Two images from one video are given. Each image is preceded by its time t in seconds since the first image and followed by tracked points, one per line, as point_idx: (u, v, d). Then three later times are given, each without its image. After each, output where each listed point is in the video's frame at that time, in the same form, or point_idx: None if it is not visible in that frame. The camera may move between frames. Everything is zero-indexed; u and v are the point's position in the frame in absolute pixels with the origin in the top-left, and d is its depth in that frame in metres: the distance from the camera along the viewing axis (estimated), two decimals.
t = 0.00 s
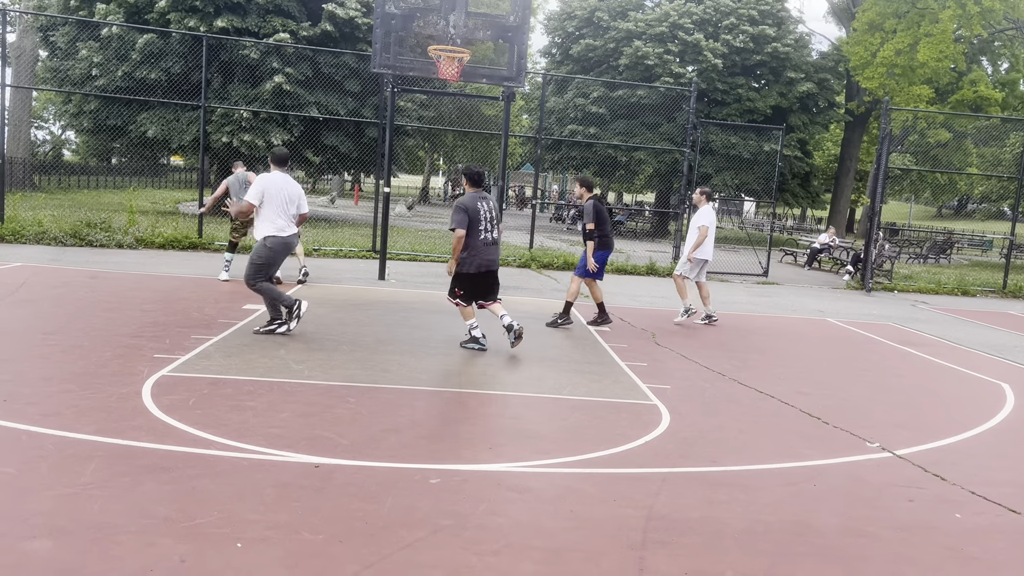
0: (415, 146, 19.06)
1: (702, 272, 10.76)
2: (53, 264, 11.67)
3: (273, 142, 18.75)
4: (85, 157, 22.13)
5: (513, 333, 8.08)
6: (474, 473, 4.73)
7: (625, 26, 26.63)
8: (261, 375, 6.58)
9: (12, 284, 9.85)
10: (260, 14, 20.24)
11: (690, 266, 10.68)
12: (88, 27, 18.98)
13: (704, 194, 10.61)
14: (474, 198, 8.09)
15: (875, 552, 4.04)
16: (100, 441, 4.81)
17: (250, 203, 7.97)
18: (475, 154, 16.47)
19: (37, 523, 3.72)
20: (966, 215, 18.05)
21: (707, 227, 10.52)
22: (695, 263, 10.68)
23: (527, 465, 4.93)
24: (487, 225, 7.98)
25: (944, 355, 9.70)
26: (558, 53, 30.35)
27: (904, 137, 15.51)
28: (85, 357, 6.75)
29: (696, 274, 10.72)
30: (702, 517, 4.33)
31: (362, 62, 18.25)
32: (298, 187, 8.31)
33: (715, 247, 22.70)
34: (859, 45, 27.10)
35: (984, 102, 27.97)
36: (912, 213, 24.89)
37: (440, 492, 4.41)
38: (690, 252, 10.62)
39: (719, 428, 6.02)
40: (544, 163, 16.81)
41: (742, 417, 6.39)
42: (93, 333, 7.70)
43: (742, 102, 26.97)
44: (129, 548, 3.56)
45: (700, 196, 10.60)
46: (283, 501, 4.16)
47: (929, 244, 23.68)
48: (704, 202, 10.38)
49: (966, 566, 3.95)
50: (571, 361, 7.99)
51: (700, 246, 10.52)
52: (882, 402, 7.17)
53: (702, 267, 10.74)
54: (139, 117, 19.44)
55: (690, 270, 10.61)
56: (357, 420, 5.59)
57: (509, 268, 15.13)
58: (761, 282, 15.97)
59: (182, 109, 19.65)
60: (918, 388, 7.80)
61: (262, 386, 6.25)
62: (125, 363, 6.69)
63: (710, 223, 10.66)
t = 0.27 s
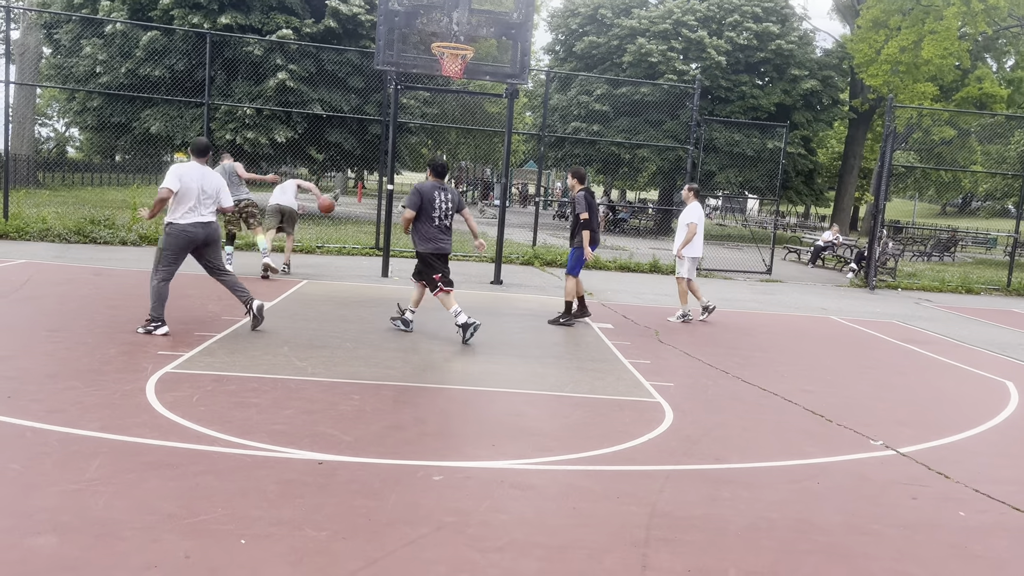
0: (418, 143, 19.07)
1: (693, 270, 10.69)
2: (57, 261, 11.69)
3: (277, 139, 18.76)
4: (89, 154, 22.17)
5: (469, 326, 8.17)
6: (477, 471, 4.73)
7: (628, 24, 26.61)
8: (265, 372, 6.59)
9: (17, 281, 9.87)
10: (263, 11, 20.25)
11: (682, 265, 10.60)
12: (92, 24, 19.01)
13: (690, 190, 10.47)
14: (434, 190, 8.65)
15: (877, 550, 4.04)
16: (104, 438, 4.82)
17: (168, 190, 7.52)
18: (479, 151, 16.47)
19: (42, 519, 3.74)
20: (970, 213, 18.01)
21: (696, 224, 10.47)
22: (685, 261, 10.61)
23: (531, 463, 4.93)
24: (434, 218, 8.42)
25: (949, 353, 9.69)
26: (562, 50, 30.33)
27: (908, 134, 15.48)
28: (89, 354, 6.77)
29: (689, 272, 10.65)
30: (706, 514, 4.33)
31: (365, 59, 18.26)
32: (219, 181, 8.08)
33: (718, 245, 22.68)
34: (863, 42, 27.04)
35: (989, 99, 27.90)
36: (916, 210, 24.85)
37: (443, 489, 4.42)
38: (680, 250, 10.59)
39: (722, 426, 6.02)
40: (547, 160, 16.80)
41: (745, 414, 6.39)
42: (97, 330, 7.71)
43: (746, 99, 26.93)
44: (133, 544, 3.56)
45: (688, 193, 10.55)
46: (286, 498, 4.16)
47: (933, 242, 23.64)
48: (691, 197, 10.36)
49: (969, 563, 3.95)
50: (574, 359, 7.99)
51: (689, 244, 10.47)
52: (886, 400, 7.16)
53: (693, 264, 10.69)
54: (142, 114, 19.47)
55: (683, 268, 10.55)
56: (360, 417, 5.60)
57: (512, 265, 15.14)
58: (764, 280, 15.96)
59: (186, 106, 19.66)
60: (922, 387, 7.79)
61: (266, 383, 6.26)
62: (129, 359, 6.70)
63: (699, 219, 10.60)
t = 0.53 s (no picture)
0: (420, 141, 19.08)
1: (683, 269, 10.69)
2: (58, 259, 11.71)
3: (278, 137, 18.75)
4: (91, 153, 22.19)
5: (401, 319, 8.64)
6: (479, 468, 4.74)
7: (630, 21, 26.59)
8: (266, 370, 6.59)
9: (18, 278, 9.86)
10: (265, 8, 20.24)
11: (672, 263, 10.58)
12: (93, 22, 19.02)
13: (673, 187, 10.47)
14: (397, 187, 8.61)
15: (879, 547, 4.04)
16: (106, 436, 4.82)
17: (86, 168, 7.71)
18: (480, 149, 16.47)
19: (45, 516, 3.74)
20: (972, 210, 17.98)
21: (683, 222, 10.53)
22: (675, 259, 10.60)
23: (533, 461, 4.93)
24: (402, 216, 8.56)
25: (950, 350, 9.68)
26: (563, 48, 30.32)
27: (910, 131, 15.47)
28: (90, 352, 6.78)
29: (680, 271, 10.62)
30: (707, 512, 4.33)
31: (366, 56, 18.24)
32: (153, 158, 7.91)
33: (720, 243, 22.68)
34: (865, 40, 27.00)
35: (991, 96, 27.86)
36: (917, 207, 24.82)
37: (445, 487, 4.42)
38: (669, 249, 10.59)
39: (723, 424, 6.02)
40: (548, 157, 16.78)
41: (747, 412, 6.39)
42: (99, 327, 7.72)
43: (748, 97, 26.90)
44: (136, 542, 3.57)
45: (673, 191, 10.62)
46: (288, 496, 4.17)
47: (935, 239, 23.63)
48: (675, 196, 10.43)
49: (970, 561, 3.95)
50: (575, 356, 7.99)
51: (678, 243, 10.50)
52: (887, 398, 7.16)
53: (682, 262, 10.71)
54: (144, 112, 19.49)
55: (674, 267, 10.54)
56: (361, 415, 5.60)
57: (513, 263, 15.14)
58: (766, 277, 15.95)
59: (187, 104, 19.68)
60: (923, 384, 7.78)
61: (267, 381, 6.27)
62: (130, 357, 6.70)
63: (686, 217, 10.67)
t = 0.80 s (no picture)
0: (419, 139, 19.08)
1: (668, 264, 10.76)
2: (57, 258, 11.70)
3: (277, 135, 18.72)
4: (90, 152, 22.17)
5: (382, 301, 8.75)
6: (478, 466, 4.74)
7: (628, 19, 26.58)
8: (265, 369, 6.59)
9: (16, 277, 9.85)
10: (263, 6, 20.22)
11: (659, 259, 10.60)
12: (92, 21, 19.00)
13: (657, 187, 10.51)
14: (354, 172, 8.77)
15: (878, 544, 4.05)
16: (105, 434, 4.82)
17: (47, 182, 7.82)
18: (479, 147, 16.47)
19: (44, 515, 3.74)
20: (972, 207, 17.98)
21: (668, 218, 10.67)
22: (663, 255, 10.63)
23: (532, 458, 4.93)
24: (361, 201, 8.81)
25: (950, 348, 9.68)
26: (562, 46, 30.31)
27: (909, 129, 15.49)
28: (89, 351, 6.77)
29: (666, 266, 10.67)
30: (706, 510, 4.34)
31: (365, 55, 18.21)
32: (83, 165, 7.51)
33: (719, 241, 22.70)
34: (864, 37, 26.99)
35: (990, 93, 27.88)
36: (917, 204, 24.81)
37: (445, 485, 4.42)
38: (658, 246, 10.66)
39: (723, 421, 6.02)
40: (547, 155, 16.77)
41: (746, 410, 6.39)
42: (97, 326, 7.71)
43: (747, 94, 26.89)
44: (136, 540, 3.57)
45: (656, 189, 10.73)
46: (288, 494, 4.17)
47: (934, 237, 23.64)
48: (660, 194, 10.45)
49: (969, 558, 3.96)
50: (574, 354, 7.99)
51: (667, 238, 10.57)
52: (886, 395, 7.16)
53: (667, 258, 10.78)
54: (143, 111, 19.48)
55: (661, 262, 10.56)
56: (361, 413, 5.60)
57: (512, 261, 15.14)
58: (765, 275, 15.96)
59: (186, 102, 19.68)
60: (922, 382, 7.79)
61: (267, 379, 6.27)
62: (129, 356, 6.70)
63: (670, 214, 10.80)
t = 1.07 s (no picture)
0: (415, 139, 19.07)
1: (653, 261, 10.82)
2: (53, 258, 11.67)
3: (273, 134, 18.67)
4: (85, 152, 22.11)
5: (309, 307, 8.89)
6: (476, 464, 4.74)
7: (624, 17, 26.59)
8: (262, 368, 6.58)
9: (12, 277, 9.82)
10: (259, 5, 20.19)
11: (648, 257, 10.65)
12: (86, 21, 18.96)
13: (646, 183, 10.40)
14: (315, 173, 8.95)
15: (874, 541, 4.06)
16: (103, 434, 4.82)
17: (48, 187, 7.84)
18: (475, 146, 16.47)
19: (41, 515, 3.73)
20: (966, 205, 18.02)
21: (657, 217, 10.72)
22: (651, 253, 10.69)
23: (530, 456, 4.94)
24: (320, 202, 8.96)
25: (945, 345, 9.71)
26: (557, 44, 30.30)
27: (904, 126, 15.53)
28: (86, 351, 6.76)
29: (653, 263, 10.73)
30: (704, 507, 4.35)
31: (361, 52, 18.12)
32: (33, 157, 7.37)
33: (715, 239, 22.72)
34: (859, 35, 27.01)
35: (985, 91, 27.93)
36: (912, 202, 24.86)
37: (442, 484, 4.43)
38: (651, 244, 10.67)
39: (719, 419, 6.04)
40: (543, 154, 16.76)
41: (742, 407, 6.40)
42: (93, 326, 7.70)
43: (742, 93, 26.92)
44: (134, 540, 3.57)
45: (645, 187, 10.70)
46: (286, 493, 4.17)
47: (929, 234, 23.68)
48: (649, 193, 10.41)
49: (965, 553, 3.98)
50: (570, 353, 7.99)
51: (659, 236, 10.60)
52: (882, 392, 7.17)
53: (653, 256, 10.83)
54: (139, 111, 19.44)
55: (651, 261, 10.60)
56: (358, 412, 5.60)
57: (509, 260, 15.15)
58: (761, 273, 15.98)
59: (182, 102, 19.65)
60: (918, 379, 7.81)
61: (264, 379, 6.26)
62: (125, 356, 6.69)
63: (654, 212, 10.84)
